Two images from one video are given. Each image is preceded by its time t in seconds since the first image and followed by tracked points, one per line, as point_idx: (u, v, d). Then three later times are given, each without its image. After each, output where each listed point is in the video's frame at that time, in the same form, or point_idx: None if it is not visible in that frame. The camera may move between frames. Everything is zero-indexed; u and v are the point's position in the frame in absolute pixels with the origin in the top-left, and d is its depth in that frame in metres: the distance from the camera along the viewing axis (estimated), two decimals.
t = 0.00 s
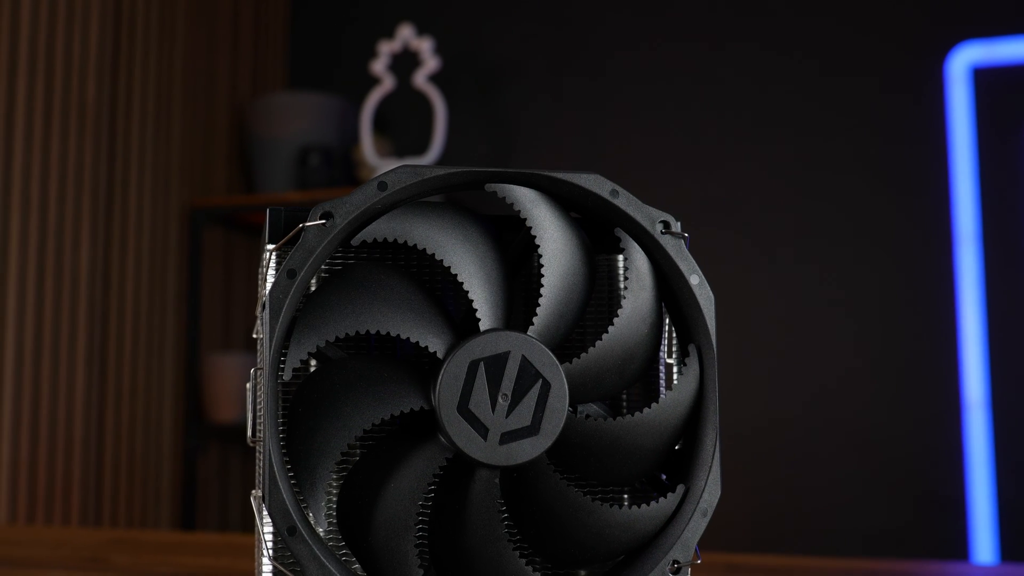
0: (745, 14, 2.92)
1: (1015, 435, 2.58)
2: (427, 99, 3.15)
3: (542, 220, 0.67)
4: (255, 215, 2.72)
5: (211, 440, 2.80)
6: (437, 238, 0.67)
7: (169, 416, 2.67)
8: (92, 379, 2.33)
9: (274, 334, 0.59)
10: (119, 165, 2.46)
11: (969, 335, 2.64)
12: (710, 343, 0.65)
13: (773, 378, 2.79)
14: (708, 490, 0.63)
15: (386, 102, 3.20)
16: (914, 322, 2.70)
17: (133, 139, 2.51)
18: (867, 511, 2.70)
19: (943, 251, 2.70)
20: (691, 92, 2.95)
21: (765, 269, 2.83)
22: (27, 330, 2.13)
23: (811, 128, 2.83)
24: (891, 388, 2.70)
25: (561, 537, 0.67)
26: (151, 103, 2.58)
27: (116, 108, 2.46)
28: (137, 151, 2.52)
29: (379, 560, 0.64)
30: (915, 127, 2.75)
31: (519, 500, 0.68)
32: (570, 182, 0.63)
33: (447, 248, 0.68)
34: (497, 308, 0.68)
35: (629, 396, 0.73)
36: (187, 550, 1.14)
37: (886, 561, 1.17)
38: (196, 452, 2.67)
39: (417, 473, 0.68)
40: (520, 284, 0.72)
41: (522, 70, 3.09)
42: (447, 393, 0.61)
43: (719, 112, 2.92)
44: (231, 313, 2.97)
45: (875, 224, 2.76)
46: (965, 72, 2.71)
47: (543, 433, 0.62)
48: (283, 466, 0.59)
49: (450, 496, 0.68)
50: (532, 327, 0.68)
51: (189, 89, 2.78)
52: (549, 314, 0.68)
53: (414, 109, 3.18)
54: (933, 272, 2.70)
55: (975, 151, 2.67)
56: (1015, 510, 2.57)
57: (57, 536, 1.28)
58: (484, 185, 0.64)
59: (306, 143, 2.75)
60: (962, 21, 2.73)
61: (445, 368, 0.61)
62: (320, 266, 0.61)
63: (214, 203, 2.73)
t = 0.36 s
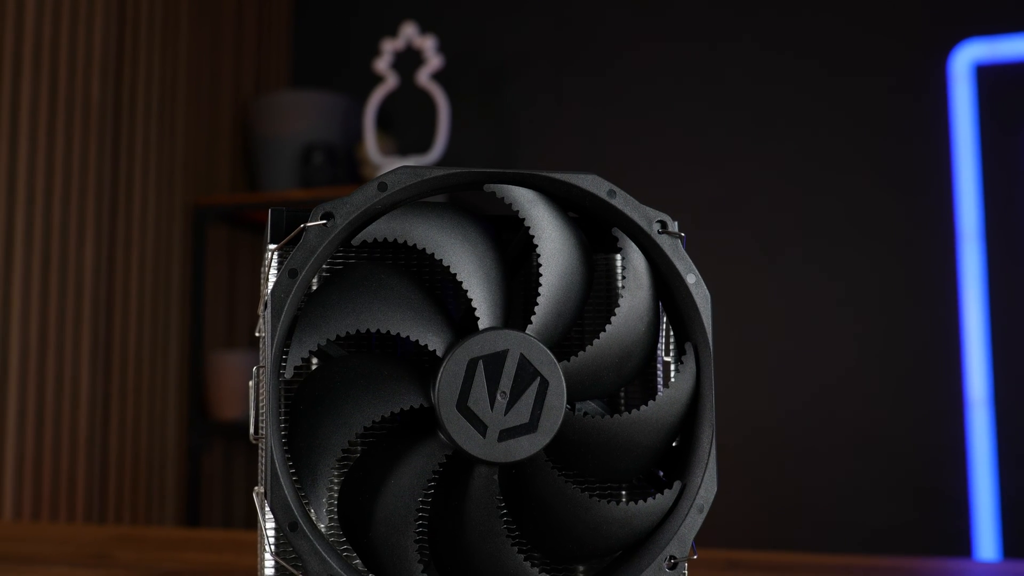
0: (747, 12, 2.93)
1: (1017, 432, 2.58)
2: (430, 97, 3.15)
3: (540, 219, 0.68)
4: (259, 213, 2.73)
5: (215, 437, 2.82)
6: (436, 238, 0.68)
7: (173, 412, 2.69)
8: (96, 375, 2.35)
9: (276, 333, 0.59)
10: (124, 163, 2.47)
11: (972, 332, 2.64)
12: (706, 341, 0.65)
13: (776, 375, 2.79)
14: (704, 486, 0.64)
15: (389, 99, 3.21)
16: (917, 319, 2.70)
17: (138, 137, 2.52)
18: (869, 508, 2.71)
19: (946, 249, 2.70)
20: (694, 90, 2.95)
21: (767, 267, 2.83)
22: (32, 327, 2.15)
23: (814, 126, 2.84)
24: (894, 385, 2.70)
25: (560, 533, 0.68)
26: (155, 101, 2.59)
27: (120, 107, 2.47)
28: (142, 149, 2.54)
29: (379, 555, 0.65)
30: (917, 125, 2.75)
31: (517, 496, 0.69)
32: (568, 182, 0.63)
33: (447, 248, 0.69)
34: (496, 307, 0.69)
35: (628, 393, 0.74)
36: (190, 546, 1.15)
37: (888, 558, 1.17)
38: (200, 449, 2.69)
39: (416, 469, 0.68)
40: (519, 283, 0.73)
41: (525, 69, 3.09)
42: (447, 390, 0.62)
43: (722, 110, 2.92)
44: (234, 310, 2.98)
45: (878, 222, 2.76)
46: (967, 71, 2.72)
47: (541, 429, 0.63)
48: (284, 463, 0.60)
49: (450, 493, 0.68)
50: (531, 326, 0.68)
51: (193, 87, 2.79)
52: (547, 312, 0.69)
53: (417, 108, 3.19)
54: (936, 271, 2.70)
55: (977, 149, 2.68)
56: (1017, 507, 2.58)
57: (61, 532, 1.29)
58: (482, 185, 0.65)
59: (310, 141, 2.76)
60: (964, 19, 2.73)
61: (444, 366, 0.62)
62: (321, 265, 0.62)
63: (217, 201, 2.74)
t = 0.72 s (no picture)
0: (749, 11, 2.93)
1: (1019, 430, 2.58)
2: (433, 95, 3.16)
3: (537, 219, 0.69)
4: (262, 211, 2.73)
5: (219, 434, 2.83)
6: (435, 238, 0.69)
7: (177, 410, 2.70)
8: (101, 372, 2.36)
9: (277, 332, 0.60)
10: (128, 162, 2.48)
11: (974, 330, 2.64)
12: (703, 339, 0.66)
13: (778, 372, 2.80)
14: (701, 482, 0.64)
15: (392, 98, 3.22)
16: (920, 317, 2.70)
17: (142, 136, 2.53)
18: (871, 506, 2.71)
19: (949, 247, 2.70)
20: (697, 88, 2.95)
21: (770, 265, 2.84)
22: (36, 325, 2.16)
23: (816, 124, 2.84)
24: (896, 383, 2.70)
25: (558, 529, 0.68)
26: (159, 99, 2.60)
27: (124, 106, 2.48)
28: (145, 148, 2.55)
29: (379, 551, 0.66)
30: (920, 123, 2.75)
31: (516, 493, 0.69)
32: (566, 182, 0.64)
33: (447, 249, 0.69)
34: (495, 305, 0.70)
35: (625, 390, 0.74)
36: (194, 543, 1.16)
37: (890, 555, 1.18)
38: (204, 446, 2.70)
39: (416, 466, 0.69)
40: (517, 282, 0.74)
41: (528, 67, 3.10)
42: (446, 388, 0.63)
43: (724, 108, 2.93)
44: (238, 308, 2.99)
45: (880, 220, 2.76)
46: (970, 68, 2.72)
47: (539, 426, 0.63)
48: (286, 459, 0.60)
49: (449, 489, 0.69)
50: (528, 325, 0.69)
51: (197, 85, 2.80)
52: (545, 311, 0.70)
53: (420, 106, 3.19)
54: (939, 268, 2.70)
55: (979, 147, 2.68)
56: (1019, 505, 2.58)
57: (66, 529, 1.30)
58: (481, 185, 0.66)
59: (313, 139, 2.77)
60: (967, 17, 2.73)
61: (443, 364, 0.63)
62: (321, 265, 0.63)
63: (221, 200, 2.75)
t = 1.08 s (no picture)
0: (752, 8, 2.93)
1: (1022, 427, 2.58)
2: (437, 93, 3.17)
3: (536, 219, 0.69)
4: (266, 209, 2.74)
5: (223, 431, 2.84)
6: (434, 237, 0.70)
7: (182, 407, 2.71)
8: (105, 369, 2.38)
9: (279, 330, 0.61)
10: (132, 161, 2.49)
11: (977, 328, 2.64)
12: (699, 338, 0.67)
13: (781, 370, 2.80)
14: (697, 479, 0.65)
15: (396, 96, 3.23)
16: (923, 314, 2.70)
17: (146, 136, 2.54)
18: (874, 503, 2.72)
19: (952, 244, 2.70)
20: (700, 86, 2.96)
21: (773, 263, 2.84)
22: (41, 323, 2.18)
23: (819, 122, 2.84)
24: (899, 381, 2.71)
25: (556, 525, 0.69)
26: (163, 98, 2.62)
27: (127, 106, 2.49)
28: (149, 146, 2.56)
29: (380, 546, 0.66)
30: (923, 120, 2.75)
31: (515, 489, 0.70)
32: (563, 182, 0.65)
33: (446, 248, 0.70)
34: (494, 304, 0.70)
35: (623, 388, 0.75)
36: (199, 539, 1.17)
37: (891, 552, 1.18)
38: (208, 444, 2.71)
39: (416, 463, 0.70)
40: (517, 281, 0.74)
41: (531, 65, 3.10)
42: (445, 386, 0.63)
43: (727, 106, 2.93)
44: (242, 306, 3.01)
45: (883, 217, 2.76)
46: (973, 66, 2.71)
47: (537, 424, 0.64)
48: (287, 455, 0.61)
49: (448, 486, 0.70)
50: (527, 323, 0.70)
51: (200, 84, 2.81)
52: (543, 310, 0.71)
53: (423, 104, 3.20)
54: (942, 266, 2.70)
55: (982, 144, 2.67)
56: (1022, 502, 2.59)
57: (73, 526, 1.31)
58: (479, 186, 0.67)
59: (316, 137, 2.78)
60: (970, 14, 2.73)
61: (442, 362, 0.64)
62: (322, 265, 0.63)
63: (225, 198, 2.76)
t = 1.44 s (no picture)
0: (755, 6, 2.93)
1: None
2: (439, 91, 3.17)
3: (534, 219, 0.70)
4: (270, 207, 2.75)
5: (227, 429, 2.85)
6: (433, 237, 0.70)
7: (186, 405, 2.72)
8: (110, 367, 2.39)
9: (280, 329, 0.62)
10: (135, 159, 2.51)
11: (979, 325, 2.65)
12: (695, 337, 0.67)
13: (784, 367, 2.81)
14: (693, 475, 0.66)
15: (399, 94, 3.24)
16: (926, 312, 2.70)
17: (150, 133, 2.55)
18: (876, 500, 2.72)
19: (954, 242, 2.70)
20: (703, 84, 2.96)
21: (775, 260, 2.85)
22: (47, 321, 2.19)
23: (821, 120, 2.84)
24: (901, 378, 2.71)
25: (554, 520, 0.70)
26: (166, 97, 2.63)
27: (131, 105, 2.50)
28: (153, 145, 2.57)
29: (380, 542, 0.67)
30: (925, 117, 2.75)
31: (513, 485, 0.71)
32: (560, 182, 0.65)
33: (446, 249, 0.71)
34: (493, 303, 0.71)
35: (621, 385, 0.76)
36: (201, 536, 1.18)
37: (892, 548, 1.19)
38: (213, 441, 2.72)
39: (416, 459, 0.71)
40: (515, 279, 0.75)
41: (534, 63, 3.11)
42: (444, 384, 0.64)
43: (730, 104, 2.93)
44: (245, 304, 3.02)
45: (885, 215, 2.76)
46: (975, 64, 2.71)
47: (535, 421, 0.65)
48: (288, 452, 0.62)
49: (448, 482, 0.70)
50: (525, 322, 0.71)
51: (204, 83, 2.82)
52: (541, 309, 0.71)
53: (426, 103, 3.21)
54: (944, 264, 2.70)
55: (984, 142, 2.68)
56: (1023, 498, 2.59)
57: (77, 523, 1.32)
58: (478, 186, 0.67)
59: (319, 136, 2.79)
60: (972, 12, 2.73)
61: (441, 360, 0.64)
62: (323, 265, 0.64)
63: (228, 196, 2.77)
